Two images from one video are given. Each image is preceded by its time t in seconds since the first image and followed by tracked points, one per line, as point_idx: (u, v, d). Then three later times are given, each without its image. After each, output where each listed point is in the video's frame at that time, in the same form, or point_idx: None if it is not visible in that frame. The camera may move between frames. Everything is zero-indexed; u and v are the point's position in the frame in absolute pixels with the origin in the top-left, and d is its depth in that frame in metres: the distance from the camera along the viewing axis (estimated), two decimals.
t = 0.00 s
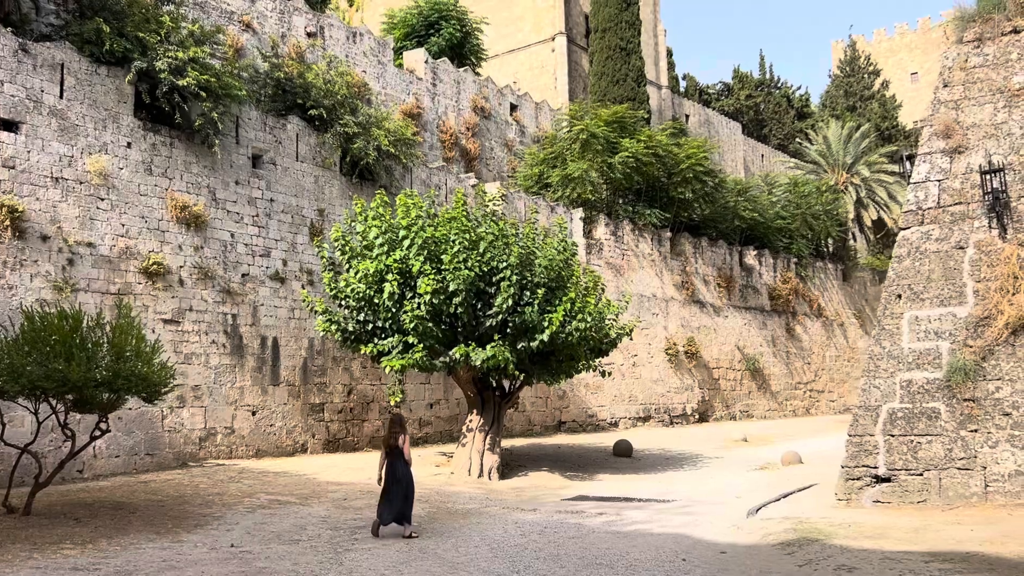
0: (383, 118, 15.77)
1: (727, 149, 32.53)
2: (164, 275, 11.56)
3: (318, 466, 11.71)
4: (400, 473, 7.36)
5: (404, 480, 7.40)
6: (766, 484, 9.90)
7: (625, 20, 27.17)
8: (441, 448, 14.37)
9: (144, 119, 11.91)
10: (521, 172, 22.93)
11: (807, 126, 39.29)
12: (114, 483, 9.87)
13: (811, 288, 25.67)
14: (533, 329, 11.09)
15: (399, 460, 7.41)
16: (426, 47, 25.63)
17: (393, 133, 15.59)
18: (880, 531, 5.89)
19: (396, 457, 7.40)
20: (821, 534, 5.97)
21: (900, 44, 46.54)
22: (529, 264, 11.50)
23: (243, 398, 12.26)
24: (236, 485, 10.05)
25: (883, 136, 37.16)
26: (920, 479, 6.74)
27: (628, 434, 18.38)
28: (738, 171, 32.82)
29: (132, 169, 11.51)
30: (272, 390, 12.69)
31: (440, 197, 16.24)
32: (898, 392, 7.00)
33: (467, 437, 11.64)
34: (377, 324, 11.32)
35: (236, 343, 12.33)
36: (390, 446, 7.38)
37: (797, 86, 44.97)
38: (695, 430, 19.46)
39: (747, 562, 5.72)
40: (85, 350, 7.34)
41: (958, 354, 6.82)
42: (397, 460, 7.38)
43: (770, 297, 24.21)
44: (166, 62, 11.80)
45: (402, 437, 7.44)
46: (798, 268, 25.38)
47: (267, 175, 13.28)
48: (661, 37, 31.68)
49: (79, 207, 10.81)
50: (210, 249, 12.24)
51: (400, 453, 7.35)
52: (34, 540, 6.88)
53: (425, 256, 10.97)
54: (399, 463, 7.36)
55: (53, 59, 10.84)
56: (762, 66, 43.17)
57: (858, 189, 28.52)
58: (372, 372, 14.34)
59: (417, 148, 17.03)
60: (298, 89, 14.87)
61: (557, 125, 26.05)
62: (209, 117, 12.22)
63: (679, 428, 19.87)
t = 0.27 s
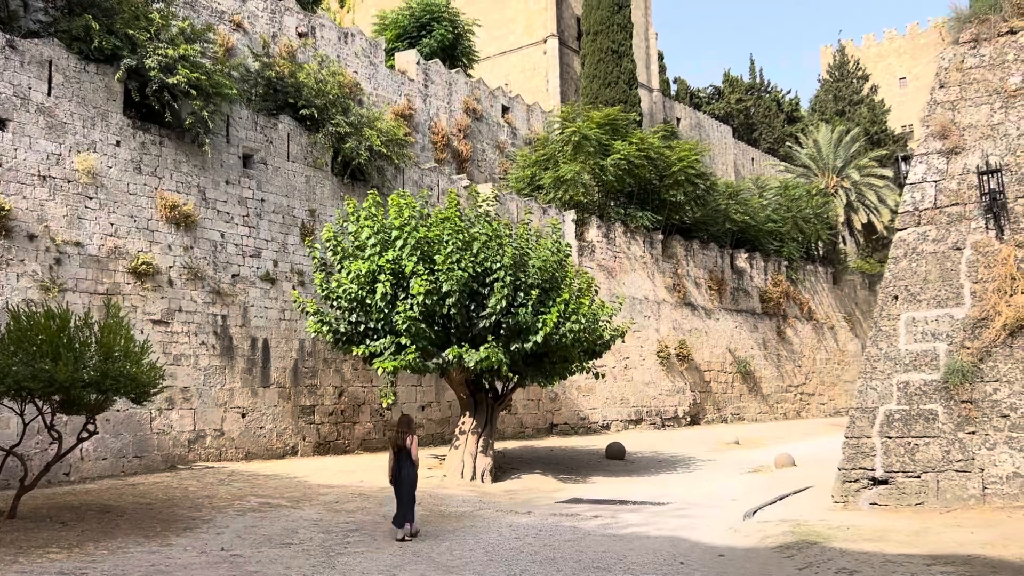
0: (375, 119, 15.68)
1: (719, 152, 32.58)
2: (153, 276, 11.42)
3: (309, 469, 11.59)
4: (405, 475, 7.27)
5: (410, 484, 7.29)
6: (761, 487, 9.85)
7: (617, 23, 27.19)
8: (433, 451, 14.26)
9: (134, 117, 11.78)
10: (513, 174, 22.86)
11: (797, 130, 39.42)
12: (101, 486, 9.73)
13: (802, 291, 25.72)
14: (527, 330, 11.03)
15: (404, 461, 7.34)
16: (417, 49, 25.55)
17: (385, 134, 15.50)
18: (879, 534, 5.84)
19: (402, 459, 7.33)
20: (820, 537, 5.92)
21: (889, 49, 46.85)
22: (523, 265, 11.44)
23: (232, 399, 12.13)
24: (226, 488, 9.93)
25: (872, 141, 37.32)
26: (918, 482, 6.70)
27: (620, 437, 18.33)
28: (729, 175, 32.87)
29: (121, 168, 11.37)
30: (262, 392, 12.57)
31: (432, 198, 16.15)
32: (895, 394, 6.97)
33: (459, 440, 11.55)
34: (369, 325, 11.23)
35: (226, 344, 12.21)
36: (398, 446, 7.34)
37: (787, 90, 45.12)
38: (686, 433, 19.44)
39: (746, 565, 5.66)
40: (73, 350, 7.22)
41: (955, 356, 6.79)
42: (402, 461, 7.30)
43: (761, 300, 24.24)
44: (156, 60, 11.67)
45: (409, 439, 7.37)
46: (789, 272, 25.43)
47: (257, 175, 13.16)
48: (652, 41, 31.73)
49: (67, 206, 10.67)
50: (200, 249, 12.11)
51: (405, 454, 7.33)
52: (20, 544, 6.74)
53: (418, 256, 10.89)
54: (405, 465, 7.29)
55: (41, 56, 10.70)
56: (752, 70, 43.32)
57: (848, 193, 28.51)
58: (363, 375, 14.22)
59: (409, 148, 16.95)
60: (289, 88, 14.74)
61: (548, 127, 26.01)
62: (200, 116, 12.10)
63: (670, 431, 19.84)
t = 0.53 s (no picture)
0: (368, 120, 15.57)
1: (710, 156, 32.60)
2: (142, 278, 11.26)
3: (300, 475, 11.45)
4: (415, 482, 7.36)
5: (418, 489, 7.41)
6: (757, 492, 9.77)
7: (609, 26, 27.18)
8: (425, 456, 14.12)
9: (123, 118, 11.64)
10: (505, 177, 22.76)
11: (788, 135, 39.52)
12: (89, 492, 9.56)
13: (794, 295, 25.74)
14: (522, 334, 10.94)
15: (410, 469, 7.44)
16: (409, 51, 25.43)
17: (377, 136, 15.38)
18: (881, 541, 5.77)
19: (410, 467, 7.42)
20: (822, 545, 5.84)
21: (879, 54, 47.11)
22: (517, 269, 11.35)
23: (222, 404, 11.97)
24: (216, 495, 9.77)
25: (863, 145, 37.46)
26: (918, 488, 6.64)
27: (612, 441, 18.24)
28: (720, 179, 32.88)
29: (110, 169, 11.21)
30: (253, 396, 12.41)
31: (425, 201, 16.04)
32: (895, 399, 6.91)
33: (453, 445, 11.43)
34: (361, 329, 11.12)
35: (216, 348, 12.05)
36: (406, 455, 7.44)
37: (778, 95, 45.25)
38: (678, 437, 19.38)
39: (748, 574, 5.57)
40: (60, 353, 7.07)
41: (955, 360, 6.74)
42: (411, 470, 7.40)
43: (753, 304, 24.23)
44: (146, 60, 11.53)
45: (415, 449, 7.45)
46: (781, 276, 25.43)
47: (248, 177, 13.02)
48: (644, 44, 31.75)
49: (55, 207, 10.51)
50: (190, 251, 11.96)
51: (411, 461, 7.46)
52: (5, 553, 6.58)
53: (412, 259, 10.79)
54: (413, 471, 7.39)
55: (29, 55, 10.54)
56: (743, 74, 43.43)
57: (839, 197, 28.62)
58: (355, 379, 14.07)
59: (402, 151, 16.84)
60: (281, 89, 14.61)
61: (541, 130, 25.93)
62: (190, 116, 11.95)
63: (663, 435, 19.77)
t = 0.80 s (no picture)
0: (360, 121, 15.47)
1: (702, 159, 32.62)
2: (132, 280, 11.12)
3: (292, 479, 11.33)
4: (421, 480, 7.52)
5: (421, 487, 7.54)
6: (753, 496, 9.72)
7: (601, 29, 27.18)
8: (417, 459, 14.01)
9: (113, 117, 11.50)
10: (498, 179, 22.68)
11: (779, 138, 39.63)
12: (77, 496, 9.41)
13: (785, 298, 25.77)
14: (516, 336, 10.86)
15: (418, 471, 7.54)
16: (401, 52, 25.34)
17: (370, 136, 15.28)
18: (883, 545, 5.71)
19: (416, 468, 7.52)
20: (823, 549, 5.78)
21: (869, 58, 47.37)
22: (512, 270, 11.27)
23: (213, 407, 11.84)
24: (206, 499, 9.64)
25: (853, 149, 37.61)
26: (918, 492, 6.59)
27: (605, 444, 18.18)
28: (712, 182, 32.89)
29: (100, 169, 11.07)
30: (243, 399, 12.27)
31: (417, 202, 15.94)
32: (894, 402, 6.86)
33: (446, 448, 11.33)
34: (354, 331, 11.02)
35: (206, 350, 11.92)
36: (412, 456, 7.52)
37: (769, 98, 45.36)
38: (671, 440, 19.34)
39: None
40: (49, 355, 6.95)
41: (955, 363, 6.70)
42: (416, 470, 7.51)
43: (745, 307, 24.24)
44: (136, 58, 11.40)
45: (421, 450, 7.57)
46: (773, 279, 25.46)
47: (240, 177, 12.89)
48: (636, 47, 31.78)
49: (43, 207, 10.38)
50: (180, 252, 11.82)
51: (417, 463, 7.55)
52: None
53: (405, 260, 10.72)
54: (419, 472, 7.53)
55: (17, 52, 10.40)
56: (735, 78, 43.53)
57: (831, 201, 28.80)
58: (347, 382, 13.94)
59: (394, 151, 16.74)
60: (272, 89, 14.50)
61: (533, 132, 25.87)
62: (181, 116, 11.82)
63: (655, 438, 19.72)
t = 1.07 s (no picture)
0: (352, 119, 15.34)
1: (694, 160, 32.63)
2: (120, 279, 10.97)
3: (283, 481, 11.20)
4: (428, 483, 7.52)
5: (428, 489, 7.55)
6: (749, 497, 9.67)
7: (593, 29, 27.15)
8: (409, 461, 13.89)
9: (102, 114, 11.35)
10: (490, 179, 22.58)
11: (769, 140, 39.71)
12: (64, 498, 9.25)
13: (777, 299, 25.78)
14: (510, 337, 10.78)
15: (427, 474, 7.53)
16: (393, 52, 25.22)
17: (362, 135, 15.16)
18: (885, 547, 5.65)
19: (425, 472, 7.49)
20: (823, 550, 5.72)
21: (858, 60, 47.58)
22: (506, 270, 11.19)
23: (202, 408, 11.69)
24: (196, 501, 9.50)
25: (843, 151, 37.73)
26: (918, 493, 6.54)
27: (598, 446, 18.10)
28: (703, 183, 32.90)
29: (88, 167, 10.93)
30: (233, 400, 12.13)
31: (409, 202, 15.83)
32: (893, 402, 6.80)
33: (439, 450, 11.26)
34: (346, 331, 10.93)
35: (196, 351, 11.77)
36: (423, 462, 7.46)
37: (760, 100, 45.45)
38: (663, 442, 19.29)
39: None
40: (35, 354, 6.80)
41: (955, 363, 6.65)
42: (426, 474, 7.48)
43: (737, 308, 24.23)
44: (125, 54, 11.24)
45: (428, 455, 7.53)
46: (765, 280, 25.46)
47: (230, 176, 12.75)
48: (627, 48, 31.78)
49: (31, 205, 10.23)
50: (170, 251, 11.67)
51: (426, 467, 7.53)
52: None
53: (399, 260, 10.63)
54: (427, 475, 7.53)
55: (3, 48, 10.24)
56: (726, 79, 43.60)
57: (822, 202, 28.85)
58: (338, 383, 13.81)
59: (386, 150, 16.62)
60: (263, 87, 14.36)
61: (525, 133, 25.79)
62: (171, 113, 11.68)
63: (648, 440, 19.65)
